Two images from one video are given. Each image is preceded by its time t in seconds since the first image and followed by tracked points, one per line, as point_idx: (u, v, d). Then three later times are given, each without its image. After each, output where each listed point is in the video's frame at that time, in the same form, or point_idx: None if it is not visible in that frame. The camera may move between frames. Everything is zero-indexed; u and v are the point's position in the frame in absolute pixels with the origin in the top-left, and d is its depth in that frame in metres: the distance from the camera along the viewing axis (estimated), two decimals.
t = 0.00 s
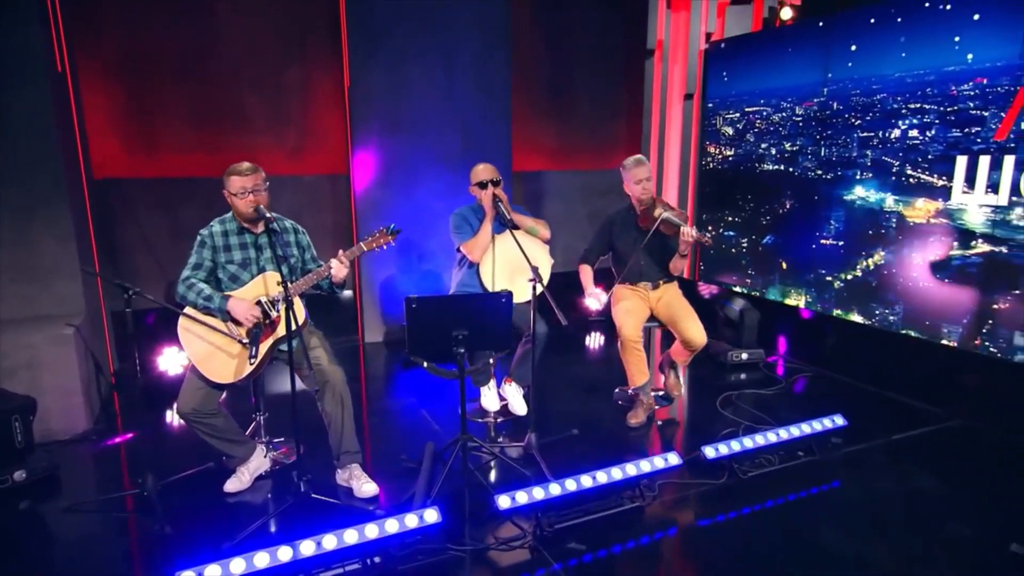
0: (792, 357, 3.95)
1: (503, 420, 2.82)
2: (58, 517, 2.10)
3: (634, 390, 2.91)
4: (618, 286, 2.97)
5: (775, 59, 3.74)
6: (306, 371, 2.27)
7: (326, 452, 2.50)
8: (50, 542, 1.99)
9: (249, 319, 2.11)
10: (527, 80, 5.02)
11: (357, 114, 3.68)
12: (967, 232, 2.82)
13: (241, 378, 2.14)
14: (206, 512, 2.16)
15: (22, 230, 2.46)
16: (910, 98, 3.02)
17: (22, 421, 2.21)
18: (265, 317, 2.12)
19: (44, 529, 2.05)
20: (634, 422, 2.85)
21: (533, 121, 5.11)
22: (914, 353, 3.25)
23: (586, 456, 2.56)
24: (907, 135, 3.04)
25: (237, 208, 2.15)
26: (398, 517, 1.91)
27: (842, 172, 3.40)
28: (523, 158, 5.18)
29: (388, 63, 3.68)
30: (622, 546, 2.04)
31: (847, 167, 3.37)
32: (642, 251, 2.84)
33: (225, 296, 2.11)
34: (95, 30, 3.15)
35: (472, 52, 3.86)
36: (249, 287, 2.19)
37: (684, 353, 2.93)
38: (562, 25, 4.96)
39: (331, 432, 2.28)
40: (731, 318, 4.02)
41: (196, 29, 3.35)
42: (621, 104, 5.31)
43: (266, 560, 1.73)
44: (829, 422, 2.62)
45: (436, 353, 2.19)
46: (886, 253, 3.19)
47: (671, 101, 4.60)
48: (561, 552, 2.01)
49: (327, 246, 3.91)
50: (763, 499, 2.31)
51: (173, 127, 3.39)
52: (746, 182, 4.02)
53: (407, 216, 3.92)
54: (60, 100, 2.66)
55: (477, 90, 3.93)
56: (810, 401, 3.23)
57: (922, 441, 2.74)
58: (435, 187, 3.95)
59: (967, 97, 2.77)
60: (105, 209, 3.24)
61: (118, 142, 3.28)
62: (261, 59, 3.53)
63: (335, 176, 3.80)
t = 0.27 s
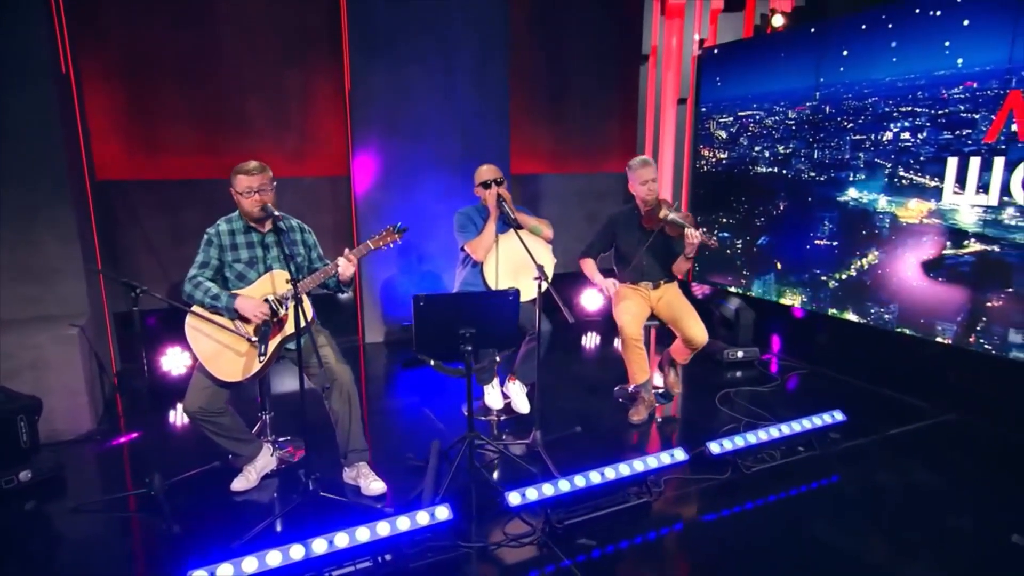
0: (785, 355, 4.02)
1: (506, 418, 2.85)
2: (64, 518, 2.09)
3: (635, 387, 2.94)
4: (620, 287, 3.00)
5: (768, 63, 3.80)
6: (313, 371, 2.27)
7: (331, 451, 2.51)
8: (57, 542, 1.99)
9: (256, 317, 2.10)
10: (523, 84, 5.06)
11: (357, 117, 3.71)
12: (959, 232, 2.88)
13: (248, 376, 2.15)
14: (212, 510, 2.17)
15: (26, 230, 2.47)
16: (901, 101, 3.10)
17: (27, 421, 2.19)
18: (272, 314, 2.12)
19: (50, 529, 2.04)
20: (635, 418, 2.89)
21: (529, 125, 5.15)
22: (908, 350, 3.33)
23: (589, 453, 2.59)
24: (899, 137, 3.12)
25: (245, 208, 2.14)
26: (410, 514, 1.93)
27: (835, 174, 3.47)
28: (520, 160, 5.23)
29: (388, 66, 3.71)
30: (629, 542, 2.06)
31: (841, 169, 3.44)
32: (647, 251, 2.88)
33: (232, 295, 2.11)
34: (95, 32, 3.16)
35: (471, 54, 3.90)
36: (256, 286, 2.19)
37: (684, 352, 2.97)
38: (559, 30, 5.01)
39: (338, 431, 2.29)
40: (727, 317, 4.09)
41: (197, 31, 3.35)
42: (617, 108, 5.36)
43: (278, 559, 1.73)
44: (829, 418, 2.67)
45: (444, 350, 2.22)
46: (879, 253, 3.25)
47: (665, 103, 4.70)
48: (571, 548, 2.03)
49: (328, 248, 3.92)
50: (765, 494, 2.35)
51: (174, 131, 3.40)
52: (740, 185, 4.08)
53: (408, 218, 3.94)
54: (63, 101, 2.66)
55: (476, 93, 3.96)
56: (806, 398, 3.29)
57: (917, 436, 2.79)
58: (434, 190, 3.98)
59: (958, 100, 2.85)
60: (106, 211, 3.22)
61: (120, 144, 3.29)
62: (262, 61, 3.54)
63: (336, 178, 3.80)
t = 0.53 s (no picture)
0: (778, 353, 4.11)
1: (511, 416, 2.89)
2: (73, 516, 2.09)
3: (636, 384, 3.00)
4: (623, 286, 3.07)
5: (762, 69, 3.90)
6: (322, 368, 2.29)
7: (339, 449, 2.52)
8: (67, 541, 1.98)
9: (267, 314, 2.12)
10: (519, 87, 5.11)
11: (359, 119, 3.70)
12: (951, 232, 2.96)
13: (260, 374, 2.16)
14: (221, 508, 2.17)
15: (31, 230, 2.47)
16: (891, 105, 3.19)
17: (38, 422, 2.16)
18: (283, 311, 2.13)
19: (59, 529, 2.03)
20: (638, 415, 2.94)
21: (525, 127, 5.20)
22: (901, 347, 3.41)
23: (594, 450, 2.63)
24: (891, 140, 3.20)
25: (255, 202, 2.16)
26: (425, 511, 1.96)
27: (828, 177, 3.55)
28: (517, 163, 5.28)
29: (390, 68, 3.73)
30: (639, 536, 2.10)
31: (833, 171, 3.52)
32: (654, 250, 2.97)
33: (244, 300, 2.12)
34: (95, 30, 3.11)
35: (471, 58, 3.94)
36: (267, 283, 2.21)
37: (686, 350, 3.06)
38: (557, 34, 5.06)
39: (348, 428, 2.30)
40: (722, 316, 4.15)
41: (199, 31, 3.33)
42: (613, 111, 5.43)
43: (296, 555, 1.75)
44: (828, 412, 2.74)
45: (454, 348, 2.25)
46: (872, 252, 3.33)
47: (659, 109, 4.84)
48: (584, 542, 2.06)
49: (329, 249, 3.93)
50: (769, 487, 2.41)
51: (176, 131, 3.37)
52: (734, 187, 4.17)
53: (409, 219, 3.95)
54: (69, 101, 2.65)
55: (475, 96, 4.01)
56: (803, 395, 3.36)
57: (912, 430, 2.87)
58: (434, 192, 4.01)
59: (947, 104, 2.94)
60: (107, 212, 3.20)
61: (123, 144, 3.26)
62: (264, 63, 3.54)
63: (337, 180, 3.81)
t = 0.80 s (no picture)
0: (770, 350, 4.21)
1: (515, 413, 2.93)
2: (85, 516, 2.10)
3: (638, 381, 3.07)
4: (626, 284, 3.16)
5: (753, 76, 4.00)
6: (333, 366, 2.32)
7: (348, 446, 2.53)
8: (82, 544, 1.98)
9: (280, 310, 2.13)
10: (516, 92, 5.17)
11: (360, 121, 3.71)
12: (941, 232, 3.05)
13: (271, 371, 2.17)
14: (236, 509, 2.19)
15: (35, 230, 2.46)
16: (880, 110, 3.30)
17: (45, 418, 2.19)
18: (296, 308, 2.15)
19: (73, 531, 2.03)
20: (641, 411, 2.98)
21: (521, 131, 5.26)
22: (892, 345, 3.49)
23: (599, 446, 2.68)
24: (880, 143, 3.31)
25: (269, 198, 2.19)
26: (441, 506, 1.97)
27: (821, 179, 3.64)
28: (513, 166, 5.33)
29: (391, 71, 3.75)
30: (650, 528, 2.15)
31: (824, 174, 3.62)
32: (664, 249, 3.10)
33: (254, 290, 2.12)
34: (95, 29, 3.06)
35: (470, 62, 3.99)
36: (278, 280, 2.23)
37: (688, 347, 3.16)
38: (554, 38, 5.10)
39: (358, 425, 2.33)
40: (716, 314, 4.23)
41: (200, 32, 3.32)
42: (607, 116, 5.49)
43: (312, 552, 1.73)
44: (827, 407, 2.80)
45: (462, 349, 2.29)
46: (865, 252, 3.41)
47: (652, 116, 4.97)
48: (598, 535, 2.10)
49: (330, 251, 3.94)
50: (771, 481, 2.46)
51: (177, 133, 3.34)
52: (726, 190, 4.26)
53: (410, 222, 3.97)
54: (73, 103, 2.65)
55: (475, 99, 4.06)
56: (798, 391, 3.44)
57: (905, 424, 2.95)
58: (434, 194, 4.04)
59: (935, 109, 3.05)
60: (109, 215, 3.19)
61: (127, 145, 3.23)
62: (265, 64, 3.53)
63: (338, 182, 3.83)
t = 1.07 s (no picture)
0: (761, 348, 4.30)
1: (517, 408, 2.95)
2: (90, 517, 2.09)
3: (638, 379, 3.10)
4: (625, 284, 3.23)
5: (744, 81, 4.13)
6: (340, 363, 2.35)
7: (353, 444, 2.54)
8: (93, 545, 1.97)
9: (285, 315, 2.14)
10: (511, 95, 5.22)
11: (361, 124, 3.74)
12: (929, 232, 3.14)
13: (281, 368, 2.19)
14: (245, 511, 2.19)
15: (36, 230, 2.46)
16: (868, 114, 3.41)
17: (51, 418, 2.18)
18: (303, 308, 2.15)
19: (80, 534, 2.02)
20: (641, 407, 3.02)
21: (516, 134, 5.31)
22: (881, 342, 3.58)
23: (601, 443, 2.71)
24: (869, 147, 3.41)
25: (281, 196, 2.21)
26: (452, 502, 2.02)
27: (812, 182, 3.73)
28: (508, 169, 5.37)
29: (391, 74, 3.79)
30: (656, 522, 2.19)
31: (815, 176, 3.71)
32: (662, 250, 3.20)
33: (263, 290, 2.14)
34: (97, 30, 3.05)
35: (469, 65, 4.04)
36: (285, 278, 2.25)
37: (687, 345, 3.23)
38: (549, 43, 5.16)
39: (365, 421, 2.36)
40: (709, 313, 4.30)
41: (202, 33, 3.32)
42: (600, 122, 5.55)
43: (329, 548, 1.77)
44: (823, 401, 2.86)
45: (469, 344, 2.34)
46: (855, 252, 3.49)
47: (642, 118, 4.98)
48: (607, 529, 2.13)
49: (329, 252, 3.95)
50: (770, 474, 2.52)
51: (179, 134, 3.35)
52: (719, 192, 4.36)
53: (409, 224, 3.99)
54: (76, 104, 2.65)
55: (473, 102, 4.11)
56: (792, 387, 3.51)
57: (897, 417, 3.04)
58: (433, 197, 4.07)
59: (921, 114, 3.16)
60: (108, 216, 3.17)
61: (126, 147, 3.21)
62: (267, 67, 3.54)
63: (338, 184, 3.84)
